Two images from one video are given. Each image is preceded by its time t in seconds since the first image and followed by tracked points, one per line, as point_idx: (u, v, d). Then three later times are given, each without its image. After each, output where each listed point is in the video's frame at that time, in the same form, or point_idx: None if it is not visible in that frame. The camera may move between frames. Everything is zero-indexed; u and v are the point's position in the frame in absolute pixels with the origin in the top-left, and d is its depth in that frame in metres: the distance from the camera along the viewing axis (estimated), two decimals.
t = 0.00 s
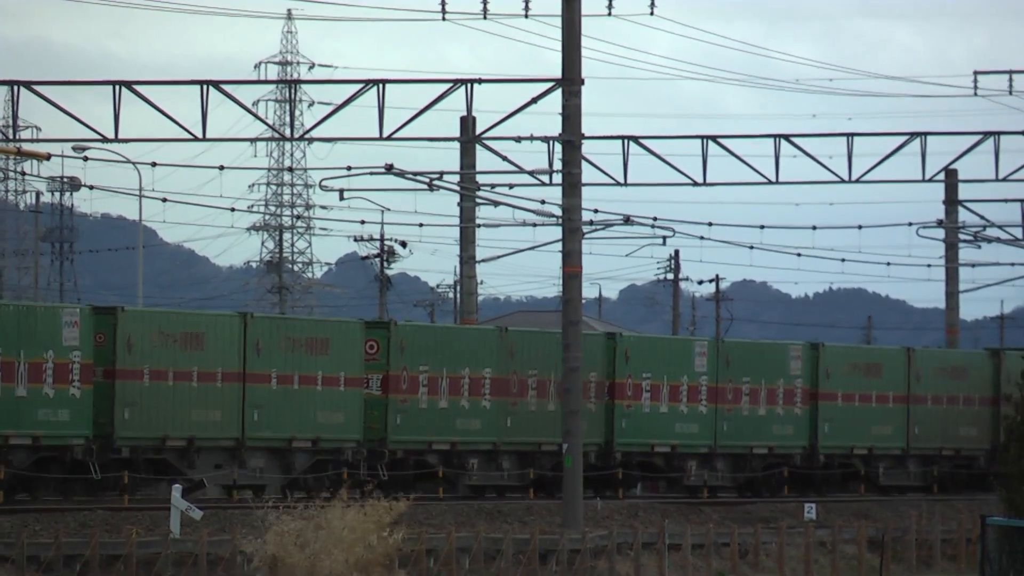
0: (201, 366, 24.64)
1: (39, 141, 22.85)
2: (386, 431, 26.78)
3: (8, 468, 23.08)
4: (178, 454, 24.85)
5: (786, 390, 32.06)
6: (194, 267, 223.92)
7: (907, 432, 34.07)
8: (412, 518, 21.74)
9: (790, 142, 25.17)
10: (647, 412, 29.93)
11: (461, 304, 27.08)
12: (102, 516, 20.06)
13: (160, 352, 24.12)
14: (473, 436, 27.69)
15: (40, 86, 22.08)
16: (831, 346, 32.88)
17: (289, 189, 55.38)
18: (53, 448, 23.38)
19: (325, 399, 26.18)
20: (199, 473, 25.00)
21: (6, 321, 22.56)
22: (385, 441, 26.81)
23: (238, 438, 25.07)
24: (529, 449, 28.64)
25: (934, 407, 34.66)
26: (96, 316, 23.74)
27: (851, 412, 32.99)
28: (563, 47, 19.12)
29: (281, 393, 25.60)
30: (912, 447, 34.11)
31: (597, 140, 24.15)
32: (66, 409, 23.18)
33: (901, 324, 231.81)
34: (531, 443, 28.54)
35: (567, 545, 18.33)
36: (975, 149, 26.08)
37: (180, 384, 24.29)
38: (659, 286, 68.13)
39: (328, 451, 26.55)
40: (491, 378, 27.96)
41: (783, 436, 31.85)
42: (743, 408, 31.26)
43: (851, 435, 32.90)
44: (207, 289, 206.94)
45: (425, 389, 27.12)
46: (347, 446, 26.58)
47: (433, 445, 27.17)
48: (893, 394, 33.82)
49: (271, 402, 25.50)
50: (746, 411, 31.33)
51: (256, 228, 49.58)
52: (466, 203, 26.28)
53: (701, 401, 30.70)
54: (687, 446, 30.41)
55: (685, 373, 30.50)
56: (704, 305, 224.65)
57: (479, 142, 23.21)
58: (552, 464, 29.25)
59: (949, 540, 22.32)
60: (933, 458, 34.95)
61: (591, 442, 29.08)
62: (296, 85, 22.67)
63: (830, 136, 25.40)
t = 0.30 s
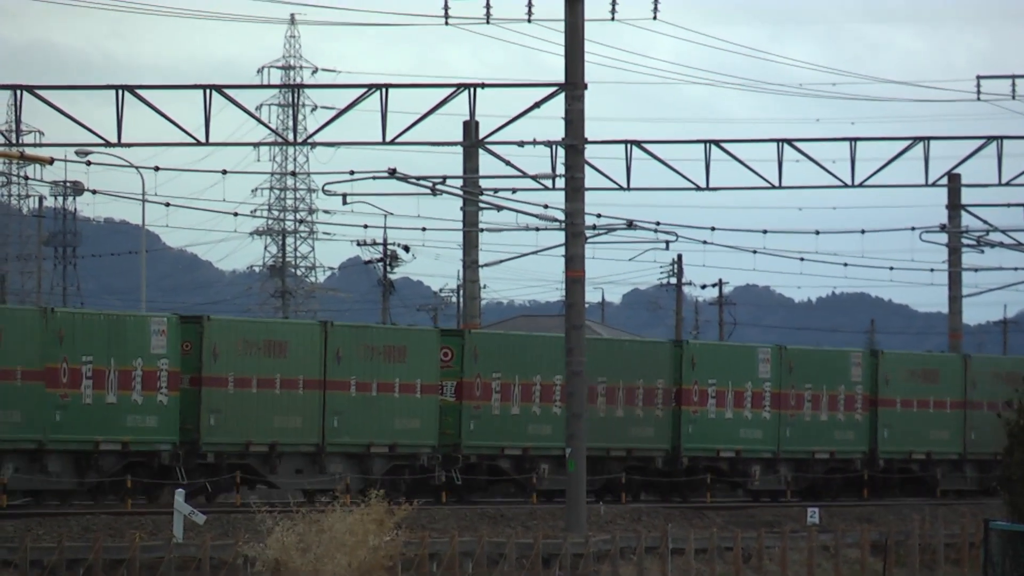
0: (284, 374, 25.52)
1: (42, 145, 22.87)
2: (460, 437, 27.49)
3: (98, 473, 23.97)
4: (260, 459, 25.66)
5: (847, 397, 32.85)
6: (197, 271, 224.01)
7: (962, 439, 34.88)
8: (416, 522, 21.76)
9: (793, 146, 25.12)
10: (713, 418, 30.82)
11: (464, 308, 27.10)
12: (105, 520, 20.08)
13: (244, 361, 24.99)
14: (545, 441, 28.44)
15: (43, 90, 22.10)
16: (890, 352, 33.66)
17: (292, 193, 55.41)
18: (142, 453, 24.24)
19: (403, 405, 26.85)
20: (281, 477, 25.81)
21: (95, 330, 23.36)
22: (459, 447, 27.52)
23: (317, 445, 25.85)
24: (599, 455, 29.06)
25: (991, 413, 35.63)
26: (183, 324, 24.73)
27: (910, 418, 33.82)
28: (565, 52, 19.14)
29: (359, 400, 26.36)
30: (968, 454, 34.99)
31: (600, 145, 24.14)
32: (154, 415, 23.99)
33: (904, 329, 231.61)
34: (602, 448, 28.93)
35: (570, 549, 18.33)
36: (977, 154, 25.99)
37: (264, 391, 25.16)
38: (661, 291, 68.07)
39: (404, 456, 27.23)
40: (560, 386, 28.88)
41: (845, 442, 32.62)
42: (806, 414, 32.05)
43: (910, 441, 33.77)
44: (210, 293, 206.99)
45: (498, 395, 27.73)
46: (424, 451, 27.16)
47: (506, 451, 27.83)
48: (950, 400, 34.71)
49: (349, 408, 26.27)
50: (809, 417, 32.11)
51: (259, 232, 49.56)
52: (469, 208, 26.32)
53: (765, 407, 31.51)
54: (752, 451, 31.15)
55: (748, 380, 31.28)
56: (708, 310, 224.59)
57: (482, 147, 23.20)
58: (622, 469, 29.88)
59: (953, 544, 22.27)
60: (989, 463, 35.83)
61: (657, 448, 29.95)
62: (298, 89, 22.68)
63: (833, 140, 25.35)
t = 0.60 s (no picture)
0: (365, 378, 26.23)
1: (47, 147, 22.94)
2: (534, 439, 28.21)
3: (187, 475, 24.65)
4: (341, 461, 26.34)
5: (907, 399, 33.35)
6: (202, 273, 224.24)
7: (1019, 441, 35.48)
8: (421, 523, 21.81)
9: (798, 147, 25.11)
10: (778, 421, 31.25)
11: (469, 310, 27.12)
12: (111, 521, 20.17)
13: (327, 365, 25.73)
14: (616, 443, 28.76)
15: (48, 92, 22.17)
16: (950, 355, 33.90)
17: (296, 194, 55.48)
18: (229, 455, 25.02)
19: (479, 409, 27.64)
20: (363, 478, 26.50)
21: (185, 336, 24.08)
22: (532, 448, 28.24)
23: (398, 446, 26.63)
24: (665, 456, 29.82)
25: None
26: (269, 329, 25.48)
27: (968, 419, 34.18)
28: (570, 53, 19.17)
29: (438, 403, 27.11)
30: None
31: (605, 146, 24.15)
32: (240, 419, 24.77)
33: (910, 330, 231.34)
34: (669, 449, 29.70)
35: (574, 550, 18.37)
36: (982, 155, 25.96)
37: (346, 395, 25.92)
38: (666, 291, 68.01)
39: (479, 458, 28.00)
40: (632, 388, 29.10)
41: (905, 444, 33.03)
42: (868, 416, 32.49)
43: (971, 441, 34.11)
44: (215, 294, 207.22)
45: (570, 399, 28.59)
46: (499, 453, 28.00)
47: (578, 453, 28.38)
48: (1007, 402, 35.21)
49: (427, 411, 27.01)
50: (871, 419, 32.56)
51: (264, 233, 49.64)
52: (473, 209, 26.37)
53: (828, 410, 31.97)
54: (816, 453, 31.65)
55: (812, 383, 31.76)
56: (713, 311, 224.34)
57: (486, 148, 23.21)
58: (689, 470, 30.51)
59: (958, 545, 22.28)
60: None
61: (724, 450, 30.56)
62: (304, 91, 22.73)
63: (838, 141, 25.34)
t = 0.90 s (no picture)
0: (436, 382, 26.91)
1: (46, 148, 22.92)
2: (601, 442, 28.60)
3: (267, 476, 25.38)
4: (414, 463, 26.96)
5: (961, 402, 34.33)
6: (201, 274, 224.19)
7: None
8: (420, 524, 21.79)
9: (796, 148, 25.09)
10: (836, 424, 32.11)
11: (468, 311, 27.10)
12: (110, 522, 20.17)
13: (399, 369, 26.40)
14: (679, 445, 29.75)
15: (48, 93, 22.17)
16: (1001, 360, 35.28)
17: (296, 196, 55.47)
18: (306, 458, 25.67)
19: (548, 413, 28.44)
20: (435, 480, 27.07)
21: (264, 341, 24.88)
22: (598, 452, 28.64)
23: (468, 448, 27.26)
24: (728, 459, 30.59)
25: None
26: (345, 334, 26.09)
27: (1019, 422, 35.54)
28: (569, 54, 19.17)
29: (507, 406, 27.80)
30: None
31: (604, 147, 24.13)
32: (318, 422, 25.49)
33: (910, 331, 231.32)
34: (730, 452, 30.46)
35: (574, 552, 18.35)
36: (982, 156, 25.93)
37: (419, 398, 26.59)
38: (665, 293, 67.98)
39: (547, 460, 28.65)
40: (695, 392, 30.09)
41: (959, 445, 34.00)
42: (923, 419, 33.49)
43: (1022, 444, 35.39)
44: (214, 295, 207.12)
45: (635, 402, 29.12)
46: (566, 456, 28.73)
47: (642, 455, 29.20)
48: None
49: (497, 414, 27.69)
50: (926, 421, 33.54)
51: (263, 235, 49.63)
52: (473, 210, 26.37)
53: (885, 413, 32.89)
54: (874, 455, 32.51)
55: (869, 386, 32.65)
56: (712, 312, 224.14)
57: (486, 149, 23.21)
58: (750, 472, 31.26)
59: (957, 547, 22.27)
60: None
61: (784, 452, 31.36)
62: (304, 92, 22.72)
63: (837, 142, 25.30)
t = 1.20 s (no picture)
0: (510, 387, 28.51)
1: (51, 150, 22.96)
2: (669, 445, 30.62)
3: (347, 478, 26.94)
4: (489, 466, 28.66)
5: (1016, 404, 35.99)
6: (205, 276, 224.37)
7: None
8: (424, 527, 21.83)
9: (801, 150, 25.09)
10: (896, 427, 33.70)
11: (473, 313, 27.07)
12: (115, 524, 20.18)
13: (475, 374, 27.96)
14: (744, 448, 31.40)
15: (53, 95, 22.20)
16: None
17: (300, 198, 55.52)
18: (385, 460, 27.26)
19: (618, 417, 29.83)
20: (511, 483, 28.75)
21: (343, 347, 26.41)
22: (667, 453, 30.65)
23: (542, 451, 28.87)
24: (791, 461, 32.23)
25: None
26: (422, 341, 27.76)
27: None
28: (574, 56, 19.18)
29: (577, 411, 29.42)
30: None
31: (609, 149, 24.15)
32: (396, 425, 27.05)
33: (914, 333, 231.05)
34: (794, 454, 32.10)
35: (578, 554, 18.30)
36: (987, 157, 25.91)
37: (494, 402, 28.20)
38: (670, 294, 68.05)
39: (617, 464, 30.27)
40: (760, 396, 31.74)
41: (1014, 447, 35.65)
42: (980, 421, 35.05)
43: None
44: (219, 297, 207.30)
45: (702, 405, 30.91)
46: (635, 458, 30.28)
47: (708, 457, 30.90)
48: None
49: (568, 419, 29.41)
50: (984, 424, 35.12)
51: (267, 237, 49.66)
52: (478, 213, 26.39)
53: (944, 416, 34.45)
54: (932, 457, 34.03)
55: (929, 390, 34.29)
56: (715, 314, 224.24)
57: (491, 151, 23.20)
58: (813, 474, 33.00)
59: (961, 549, 22.26)
60: None
61: (846, 454, 32.98)
62: (309, 94, 22.72)
63: (842, 144, 25.33)
